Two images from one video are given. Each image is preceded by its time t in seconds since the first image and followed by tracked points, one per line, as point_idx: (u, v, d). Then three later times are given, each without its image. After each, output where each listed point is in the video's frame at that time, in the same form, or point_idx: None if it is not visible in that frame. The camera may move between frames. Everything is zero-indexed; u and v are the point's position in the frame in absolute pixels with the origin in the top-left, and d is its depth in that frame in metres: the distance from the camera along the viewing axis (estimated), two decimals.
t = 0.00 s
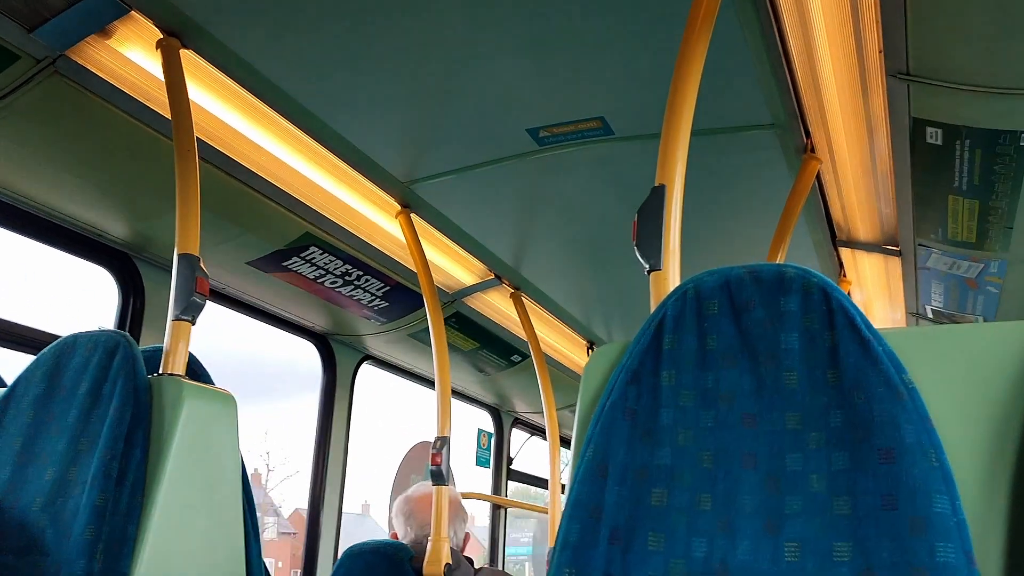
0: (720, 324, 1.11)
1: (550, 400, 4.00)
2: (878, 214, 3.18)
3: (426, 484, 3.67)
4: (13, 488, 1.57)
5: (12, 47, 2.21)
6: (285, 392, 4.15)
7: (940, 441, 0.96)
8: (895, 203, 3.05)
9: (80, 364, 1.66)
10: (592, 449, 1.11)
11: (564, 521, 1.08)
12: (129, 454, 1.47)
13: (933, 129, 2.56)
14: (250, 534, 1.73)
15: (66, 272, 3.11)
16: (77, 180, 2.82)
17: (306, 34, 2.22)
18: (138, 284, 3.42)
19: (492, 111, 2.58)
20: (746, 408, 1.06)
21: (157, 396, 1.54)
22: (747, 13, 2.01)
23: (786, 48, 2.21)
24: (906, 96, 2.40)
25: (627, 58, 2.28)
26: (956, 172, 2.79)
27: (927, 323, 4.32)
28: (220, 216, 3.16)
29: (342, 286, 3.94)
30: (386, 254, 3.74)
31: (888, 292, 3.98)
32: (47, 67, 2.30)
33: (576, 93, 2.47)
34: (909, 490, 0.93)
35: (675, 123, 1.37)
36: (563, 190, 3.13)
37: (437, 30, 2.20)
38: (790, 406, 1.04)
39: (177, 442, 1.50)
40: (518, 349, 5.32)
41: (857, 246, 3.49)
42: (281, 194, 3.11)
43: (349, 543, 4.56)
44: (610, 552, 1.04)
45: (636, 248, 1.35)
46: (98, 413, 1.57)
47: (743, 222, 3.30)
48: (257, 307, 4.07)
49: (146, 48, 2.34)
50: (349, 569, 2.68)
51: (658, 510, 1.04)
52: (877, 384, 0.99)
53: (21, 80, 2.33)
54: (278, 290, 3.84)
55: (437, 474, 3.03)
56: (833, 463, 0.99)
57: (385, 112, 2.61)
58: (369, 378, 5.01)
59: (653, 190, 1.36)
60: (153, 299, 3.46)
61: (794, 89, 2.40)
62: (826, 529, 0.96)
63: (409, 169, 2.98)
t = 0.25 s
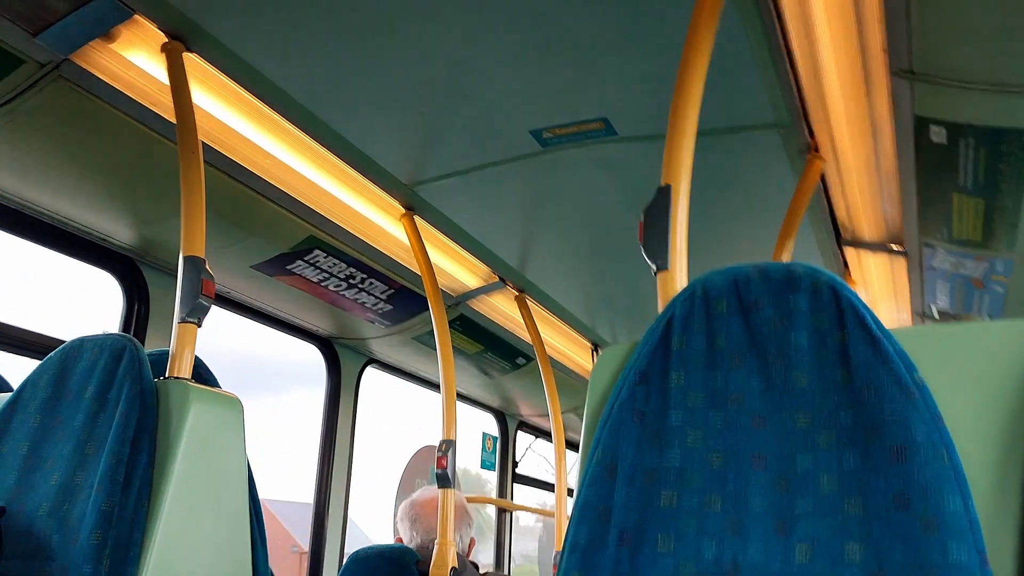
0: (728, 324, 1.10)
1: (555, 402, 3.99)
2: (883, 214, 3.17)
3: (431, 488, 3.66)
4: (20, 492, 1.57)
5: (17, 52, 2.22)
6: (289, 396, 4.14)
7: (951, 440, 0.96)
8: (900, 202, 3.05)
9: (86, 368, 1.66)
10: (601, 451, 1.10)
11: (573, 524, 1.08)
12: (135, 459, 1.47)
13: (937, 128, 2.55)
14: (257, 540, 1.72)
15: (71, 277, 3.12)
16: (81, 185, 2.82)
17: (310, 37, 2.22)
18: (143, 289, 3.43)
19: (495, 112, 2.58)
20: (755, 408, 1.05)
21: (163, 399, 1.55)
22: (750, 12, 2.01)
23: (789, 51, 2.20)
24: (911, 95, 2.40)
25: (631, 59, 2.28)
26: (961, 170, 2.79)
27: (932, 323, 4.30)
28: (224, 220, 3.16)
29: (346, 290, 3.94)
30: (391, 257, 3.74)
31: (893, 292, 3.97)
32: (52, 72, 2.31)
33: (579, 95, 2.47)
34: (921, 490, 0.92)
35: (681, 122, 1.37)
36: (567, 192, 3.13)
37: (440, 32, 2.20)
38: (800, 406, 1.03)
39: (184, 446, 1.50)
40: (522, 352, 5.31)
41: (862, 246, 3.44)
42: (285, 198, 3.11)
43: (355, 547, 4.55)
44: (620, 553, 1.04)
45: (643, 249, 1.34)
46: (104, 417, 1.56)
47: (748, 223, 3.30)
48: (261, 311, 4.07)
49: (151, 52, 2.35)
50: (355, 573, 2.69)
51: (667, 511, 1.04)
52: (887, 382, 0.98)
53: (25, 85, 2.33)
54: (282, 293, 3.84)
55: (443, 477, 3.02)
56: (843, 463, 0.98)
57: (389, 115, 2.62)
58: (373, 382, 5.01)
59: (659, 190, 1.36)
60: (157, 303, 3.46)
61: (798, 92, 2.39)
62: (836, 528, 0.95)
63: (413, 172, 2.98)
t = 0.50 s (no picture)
0: (746, 320, 1.09)
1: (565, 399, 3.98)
2: (894, 206, 3.14)
3: (443, 486, 3.65)
4: (33, 497, 1.57)
5: (24, 54, 2.21)
6: (298, 395, 4.15)
7: (975, 436, 0.94)
8: (912, 194, 3.02)
9: (97, 371, 1.66)
10: (618, 450, 1.09)
11: (591, 523, 1.07)
12: (148, 462, 1.46)
13: (951, 120, 2.53)
14: (271, 540, 1.72)
15: (80, 279, 3.12)
16: (89, 186, 2.82)
17: (317, 36, 2.21)
18: (152, 289, 3.43)
19: (503, 109, 2.57)
20: (774, 405, 1.03)
21: (176, 401, 1.54)
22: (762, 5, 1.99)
23: (801, 40, 2.19)
24: (925, 87, 2.38)
25: (641, 53, 2.26)
26: (975, 162, 2.75)
27: (944, 315, 4.26)
28: (231, 220, 3.16)
29: (355, 288, 3.94)
30: (399, 256, 3.74)
31: (905, 284, 3.94)
32: (59, 74, 2.30)
33: (588, 91, 2.46)
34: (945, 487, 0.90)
35: (695, 117, 1.36)
36: (576, 188, 3.11)
37: (448, 29, 2.19)
38: (820, 402, 1.01)
39: (197, 448, 1.50)
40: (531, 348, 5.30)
41: (873, 240, 3.47)
42: (293, 197, 3.11)
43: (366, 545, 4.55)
44: (639, 553, 1.03)
45: (658, 245, 1.33)
46: (117, 420, 1.56)
47: (758, 217, 3.28)
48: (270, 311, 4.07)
49: (157, 53, 2.34)
50: (367, 572, 2.68)
51: (686, 510, 1.03)
52: (909, 378, 0.97)
53: (32, 87, 2.33)
54: (290, 293, 3.84)
55: (454, 475, 3.02)
56: (865, 460, 0.97)
57: (397, 113, 2.60)
58: (382, 380, 5.01)
59: (673, 186, 1.34)
60: (166, 304, 3.46)
61: (809, 82, 2.38)
62: (859, 526, 0.94)
63: (421, 170, 2.97)
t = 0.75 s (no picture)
0: (764, 310, 1.08)
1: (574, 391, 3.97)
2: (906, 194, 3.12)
3: (453, 478, 3.66)
4: (48, 488, 1.58)
5: (36, 46, 2.21)
6: (308, 387, 4.16)
7: (999, 426, 0.93)
8: (925, 183, 3.00)
9: (110, 363, 1.66)
10: (635, 441, 1.08)
11: (609, 514, 1.06)
12: (163, 453, 1.46)
13: (966, 108, 2.50)
14: (285, 533, 1.72)
15: (91, 272, 3.12)
16: (100, 179, 2.82)
17: (328, 27, 2.20)
18: (162, 282, 3.43)
19: (514, 100, 2.56)
20: (794, 395, 1.03)
21: (190, 392, 1.54)
22: None
23: (814, 25, 2.18)
24: (940, 74, 2.35)
25: (653, 43, 2.24)
26: (990, 150, 2.72)
27: (955, 306, 4.22)
28: (241, 213, 3.16)
29: (364, 281, 3.94)
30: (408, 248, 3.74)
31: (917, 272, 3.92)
32: (70, 65, 2.31)
33: (599, 81, 2.44)
34: (968, 477, 0.89)
35: (711, 105, 1.35)
36: (586, 179, 3.10)
37: (459, 19, 2.18)
38: (840, 392, 1.01)
39: (211, 439, 1.50)
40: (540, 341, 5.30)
41: (885, 231, 3.47)
42: (303, 189, 3.10)
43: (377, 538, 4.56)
44: (658, 544, 1.02)
45: (673, 234, 1.32)
46: (131, 411, 1.56)
47: (770, 208, 3.26)
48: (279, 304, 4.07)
49: (168, 43, 2.34)
50: (380, 564, 2.71)
51: (706, 501, 1.02)
52: (930, 367, 0.96)
53: (44, 79, 2.33)
54: (300, 286, 3.84)
55: (465, 467, 3.02)
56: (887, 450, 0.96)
57: (407, 104, 2.60)
58: (392, 373, 5.01)
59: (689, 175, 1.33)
60: (177, 297, 3.47)
61: (823, 69, 2.37)
62: (881, 516, 0.93)
63: (431, 162, 2.96)
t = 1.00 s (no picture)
0: (774, 307, 1.08)
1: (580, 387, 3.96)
2: (914, 189, 3.11)
3: (458, 473, 3.66)
4: (55, 482, 1.58)
5: (43, 40, 2.21)
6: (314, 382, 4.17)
7: (1011, 424, 0.92)
8: (934, 179, 2.98)
9: (118, 357, 1.66)
10: (643, 438, 1.08)
11: (617, 511, 1.06)
12: (170, 448, 1.47)
13: (976, 104, 2.50)
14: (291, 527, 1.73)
15: (98, 266, 3.13)
16: (107, 173, 2.83)
17: (335, 22, 2.20)
18: (169, 276, 3.44)
19: (521, 95, 2.55)
20: (803, 392, 1.02)
21: (196, 387, 1.55)
22: None
23: (824, 21, 2.17)
24: (950, 70, 2.34)
25: (661, 39, 2.24)
26: (999, 147, 2.70)
27: (963, 303, 4.21)
28: (247, 208, 3.16)
29: (371, 276, 3.94)
30: (415, 243, 3.74)
31: (924, 269, 3.91)
32: (77, 60, 2.30)
33: (606, 76, 2.43)
34: (979, 475, 0.89)
35: (720, 100, 1.34)
36: (593, 175, 3.09)
37: (467, 14, 2.17)
38: (850, 390, 1.00)
39: (218, 434, 1.50)
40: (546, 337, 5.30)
41: (892, 227, 3.46)
42: (309, 184, 3.10)
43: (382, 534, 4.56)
44: (666, 541, 1.02)
45: (681, 230, 1.31)
46: (138, 406, 1.56)
47: (778, 204, 3.25)
48: (285, 299, 4.08)
49: (175, 38, 2.33)
50: (385, 559, 2.71)
51: (714, 498, 1.02)
52: (941, 365, 0.95)
53: (52, 74, 2.33)
54: (306, 281, 3.84)
55: (471, 462, 3.03)
56: (898, 448, 0.95)
57: (414, 99, 2.59)
58: (397, 368, 5.02)
59: (697, 171, 1.33)
60: (184, 291, 3.48)
61: (831, 65, 2.37)
62: (891, 515, 0.93)
63: (438, 157, 2.96)
